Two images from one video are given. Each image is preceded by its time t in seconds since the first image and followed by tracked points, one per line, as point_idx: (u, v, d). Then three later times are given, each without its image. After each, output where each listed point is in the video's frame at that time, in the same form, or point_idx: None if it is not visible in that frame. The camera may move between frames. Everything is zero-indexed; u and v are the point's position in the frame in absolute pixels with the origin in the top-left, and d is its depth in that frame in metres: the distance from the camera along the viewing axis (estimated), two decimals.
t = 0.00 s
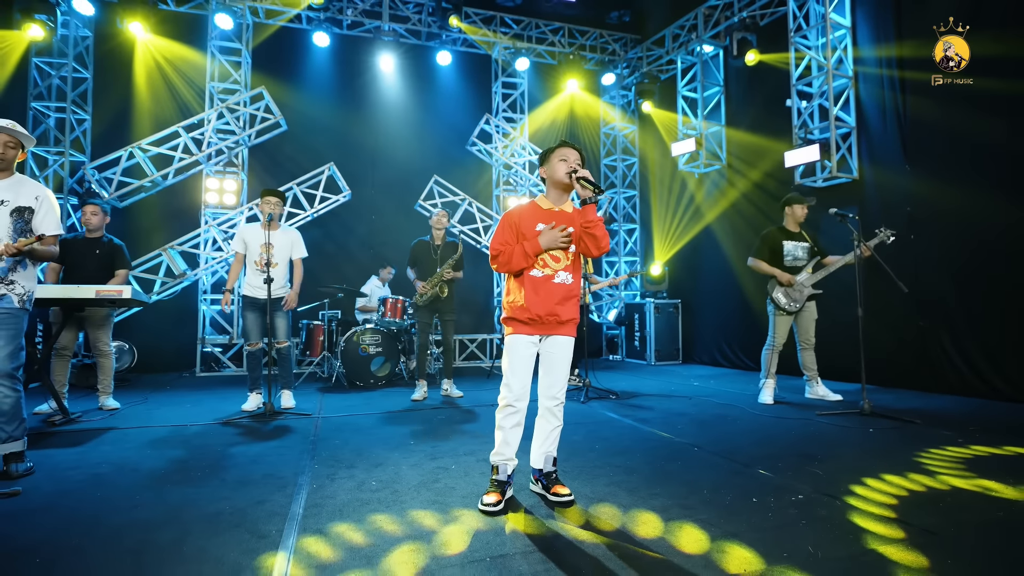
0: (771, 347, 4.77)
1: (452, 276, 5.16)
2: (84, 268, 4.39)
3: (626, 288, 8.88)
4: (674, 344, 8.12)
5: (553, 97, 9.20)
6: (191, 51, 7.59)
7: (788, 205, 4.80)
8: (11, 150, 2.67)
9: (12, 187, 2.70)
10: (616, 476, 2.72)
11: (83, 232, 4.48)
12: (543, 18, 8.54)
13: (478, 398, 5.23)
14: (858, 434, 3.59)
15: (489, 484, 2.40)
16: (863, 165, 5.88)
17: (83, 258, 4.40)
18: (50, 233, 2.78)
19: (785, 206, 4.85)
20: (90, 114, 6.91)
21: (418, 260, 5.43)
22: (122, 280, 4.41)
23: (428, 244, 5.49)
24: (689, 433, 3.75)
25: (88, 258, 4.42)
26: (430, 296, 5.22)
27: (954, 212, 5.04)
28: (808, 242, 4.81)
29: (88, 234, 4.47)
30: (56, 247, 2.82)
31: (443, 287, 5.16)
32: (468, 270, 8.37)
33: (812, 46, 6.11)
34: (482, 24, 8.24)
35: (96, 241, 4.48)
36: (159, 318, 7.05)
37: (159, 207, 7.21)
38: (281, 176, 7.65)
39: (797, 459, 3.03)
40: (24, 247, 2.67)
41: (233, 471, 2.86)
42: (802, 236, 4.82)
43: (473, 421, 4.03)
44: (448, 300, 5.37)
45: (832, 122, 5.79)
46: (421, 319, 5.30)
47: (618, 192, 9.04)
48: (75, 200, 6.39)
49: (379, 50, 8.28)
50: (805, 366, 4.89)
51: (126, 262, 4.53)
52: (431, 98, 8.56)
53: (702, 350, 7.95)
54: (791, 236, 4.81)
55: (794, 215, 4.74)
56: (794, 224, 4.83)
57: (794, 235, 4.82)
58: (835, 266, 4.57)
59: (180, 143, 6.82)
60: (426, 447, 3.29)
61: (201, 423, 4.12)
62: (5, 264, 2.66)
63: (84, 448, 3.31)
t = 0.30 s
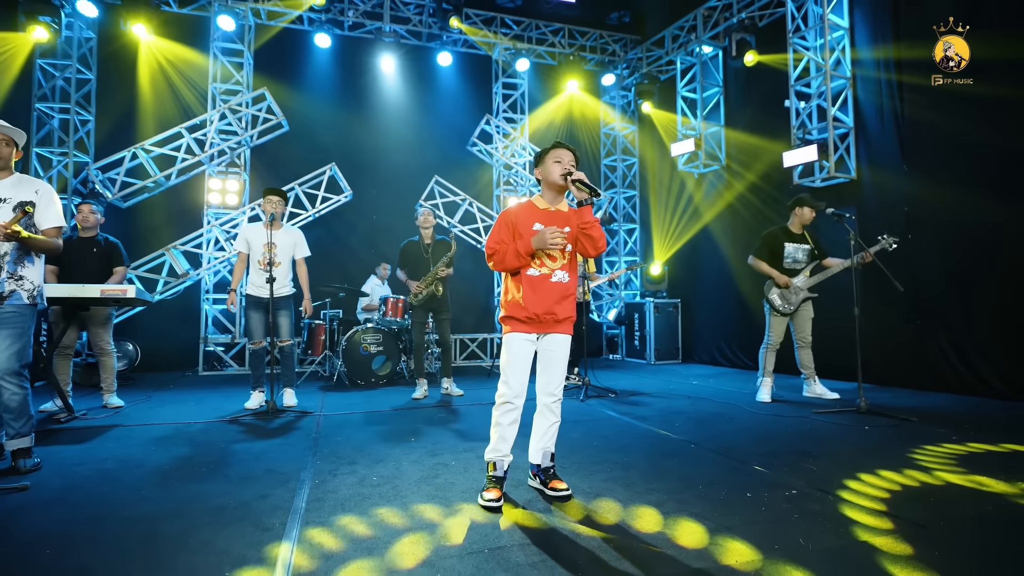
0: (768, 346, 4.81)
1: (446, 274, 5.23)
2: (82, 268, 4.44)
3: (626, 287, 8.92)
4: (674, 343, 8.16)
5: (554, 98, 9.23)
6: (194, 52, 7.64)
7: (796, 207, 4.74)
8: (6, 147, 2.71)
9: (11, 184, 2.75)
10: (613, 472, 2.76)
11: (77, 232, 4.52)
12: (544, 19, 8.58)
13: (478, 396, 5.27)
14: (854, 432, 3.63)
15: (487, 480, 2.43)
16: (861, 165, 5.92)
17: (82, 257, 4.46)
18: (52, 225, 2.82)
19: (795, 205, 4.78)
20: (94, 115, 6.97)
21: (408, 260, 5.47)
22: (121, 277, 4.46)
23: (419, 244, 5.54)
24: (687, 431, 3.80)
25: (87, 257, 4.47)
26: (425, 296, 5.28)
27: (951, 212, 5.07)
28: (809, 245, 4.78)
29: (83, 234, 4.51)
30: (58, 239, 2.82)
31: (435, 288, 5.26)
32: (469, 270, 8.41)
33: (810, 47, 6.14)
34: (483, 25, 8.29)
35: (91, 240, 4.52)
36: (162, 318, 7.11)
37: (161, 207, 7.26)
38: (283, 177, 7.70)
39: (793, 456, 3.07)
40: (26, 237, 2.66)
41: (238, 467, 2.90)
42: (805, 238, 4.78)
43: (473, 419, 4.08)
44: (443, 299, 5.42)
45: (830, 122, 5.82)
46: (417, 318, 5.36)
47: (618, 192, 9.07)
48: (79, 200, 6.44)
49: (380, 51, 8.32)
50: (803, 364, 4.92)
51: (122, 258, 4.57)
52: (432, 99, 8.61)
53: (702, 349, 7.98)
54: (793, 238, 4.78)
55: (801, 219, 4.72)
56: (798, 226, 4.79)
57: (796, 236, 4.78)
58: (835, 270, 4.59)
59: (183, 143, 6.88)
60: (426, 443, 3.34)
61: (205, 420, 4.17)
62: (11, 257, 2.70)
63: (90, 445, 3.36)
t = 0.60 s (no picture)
0: (768, 345, 4.86)
1: (444, 273, 5.29)
2: (87, 268, 4.50)
3: (627, 287, 8.96)
4: (674, 343, 8.19)
5: (555, 98, 9.27)
6: (198, 54, 7.70)
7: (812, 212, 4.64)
8: None
9: (12, 184, 2.81)
10: (612, 468, 2.81)
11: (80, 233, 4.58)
12: (545, 20, 8.63)
13: (479, 395, 5.32)
14: (851, 429, 3.67)
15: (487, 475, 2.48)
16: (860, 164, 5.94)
17: (87, 257, 4.52)
18: (56, 222, 2.87)
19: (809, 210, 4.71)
20: (99, 117, 7.04)
21: (406, 260, 5.52)
22: (124, 277, 4.55)
23: (416, 244, 5.57)
24: (685, 428, 3.84)
25: (92, 256, 4.53)
26: (423, 296, 5.33)
27: (948, 212, 5.10)
28: (818, 250, 4.79)
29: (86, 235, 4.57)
30: (66, 236, 2.88)
31: (433, 288, 5.29)
32: (471, 270, 8.46)
33: (810, 47, 6.18)
34: (484, 26, 8.35)
35: (94, 241, 4.59)
36: (166, 317, 7.17)
37: (166, 207, 7.33)
38: (286, 178, 7.76)
39: (790, 452, 3.11)
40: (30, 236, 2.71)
41: (241, 463, 2.95)
42: (816, 243, 4.78)
43: (474, 417, 4.13)
44: (441, 299, 5.47)
45: (829, 122, 5.85)
46: (416, 318, 5.40)
47: (619, 192, 9.11)
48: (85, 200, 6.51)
49: (382, 53, 8.38)
50: (803, 363, 4.95)
51: (126, 259, 4.67)
52: (434, 100, 8.66)
53: (702, 349, 8.00)
54: (803, 242, 4.78)
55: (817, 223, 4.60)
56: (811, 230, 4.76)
57: (805, 241, 4.78)
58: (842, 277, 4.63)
59: (188, 144, 6.95)
60: (428, 440, 3.39)
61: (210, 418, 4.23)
62: (20, 258, 2.77)
63: (98, 441, 3.42)
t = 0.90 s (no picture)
0: (769, 343, 4.88)
1: (447, 270, 5.34)
2: (98, 268, 4.58)
3: (631, 287, 8.97)
4: (678, 342, 8.20)
5: (559, 98, 9.31)
6: (205, 57, 7.78)
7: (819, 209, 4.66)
8: (4, 149, 2.76)
9: (22, 187, 2.88)
10: (612, 465, 2.84)
11: (92, 233, 4.65)
12: (549, 20, 8.65)
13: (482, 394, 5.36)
14: (852, 428, 3.68)
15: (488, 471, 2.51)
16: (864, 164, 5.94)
17: (98, 256, 4.60)
18: (66, 224, 2.92)
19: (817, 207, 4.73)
20: (108, 118, 7.13)
21: (411, 259, 5.58)
22: (134, 276, 4.61)
23: (421, 243, 5.62)
24: (687, 427, 3.86)
25: (102, 256, 4.61)
26: (428, 294, 5.38)
27: (950, 211, 5.11)
28: (828, 252, 4.77)
29: (97, 235, 4.64)
30: (75, 238, 2.93)
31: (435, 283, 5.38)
32: (475, 269, 8.50)
33: (813, 47, 6.18)
34: (488, 27, 8.38)
35: (106, 240, 4.66)
36: (174, 316, 7.26)
37: (174, 208, 7.42)
38: (292, 178, 7.82)
39: (790, 450, 3.13)
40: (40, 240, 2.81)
41: (248, 459, 3.00)
42: (826, 244, 4.77)
43: (477, 415, 4.17)
44: (445, 298, 5.51)
45: (833, 121, 5.86)
46: (421, 317, 5.44)
47: (623, 192, 9.15)
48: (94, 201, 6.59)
49: (387, 54, 8.45)
50: (805, 362, 4.96)
51: (136, 258, 4.72)
52: (439, 101, 8.72)
53: (706, 348, 8.01)
54: (813, 241, 4.79)
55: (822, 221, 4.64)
56: (822, 230, 4.78)
57: (813, 240, 4.78)
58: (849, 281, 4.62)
59: (195, 146, 7.02)
60: (431, 438, 3.43)
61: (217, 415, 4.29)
62: (34, 260, 2.83)
63: (108, 437, 3.49)
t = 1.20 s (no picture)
0: (770, 343, 4.89)
1: (457, 270, 5.38)
2: (113, 268, 4.66)
3: (637, 286, 8.95)
4: (685, 342, 8.18)
5: (565, 97, 9.33)
6: (214, 60, 7.88)
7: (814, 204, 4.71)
8: (33, 151, 2.88)
9: (44, 189, 2.95)
10: (613, 463, 2.86)
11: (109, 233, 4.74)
12: (555, 20, 8.64)
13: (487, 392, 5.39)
14: (857, 427, 3.67)
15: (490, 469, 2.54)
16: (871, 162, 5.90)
17: (112, 257, 4.68)
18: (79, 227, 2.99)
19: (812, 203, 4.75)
20: (120, 121, 7.23)
21: (423, 259, 5.62)
22: (149, 276, 4.68)
23: (433, 244, 5.67)
24: (691, 426, 3.87)
25: (116, 257, 4.69)
26: (438, 292, 5.42)
27: (958, 210, 5.07)
28: (826, 247, 4.75)
29: (113, 235, 4.73)
30: (87, 241, 2.99)
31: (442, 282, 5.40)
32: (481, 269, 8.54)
33: (820, 45, 6.14)
34: (494, 28, 8.36)
35: (121, 241, 4.75)
36: (185, 316, 7.36)
37: (184, 209, 7.52)
38: (299, 179, 7.90)
39: (792, 449, 3.14)
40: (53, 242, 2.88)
41: (254, 455, 3.05)
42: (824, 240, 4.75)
43: (481, 413, 4.21)
44: (456, 297, 5.57)
45: (839, 120, 5.82)
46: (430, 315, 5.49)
47: (629, 191, 9.13)
48: (106, 203, 6.70)
49: (394, 56, 8.49)
50: (810, 361, 4.94)
51: (150, 258, 4.79)
52: (445, 102, 8.76)
53: (713, 348, 7.99)
54: (811, 236, 4.76)
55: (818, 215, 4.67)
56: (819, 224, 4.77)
57: (813, 235, 4.76)
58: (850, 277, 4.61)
59: (204, 147, 7.10)
60: (435, 435, 3.46)
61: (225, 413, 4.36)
62: (43, 259, 2.90)
63: (120, 434, 3.56)
